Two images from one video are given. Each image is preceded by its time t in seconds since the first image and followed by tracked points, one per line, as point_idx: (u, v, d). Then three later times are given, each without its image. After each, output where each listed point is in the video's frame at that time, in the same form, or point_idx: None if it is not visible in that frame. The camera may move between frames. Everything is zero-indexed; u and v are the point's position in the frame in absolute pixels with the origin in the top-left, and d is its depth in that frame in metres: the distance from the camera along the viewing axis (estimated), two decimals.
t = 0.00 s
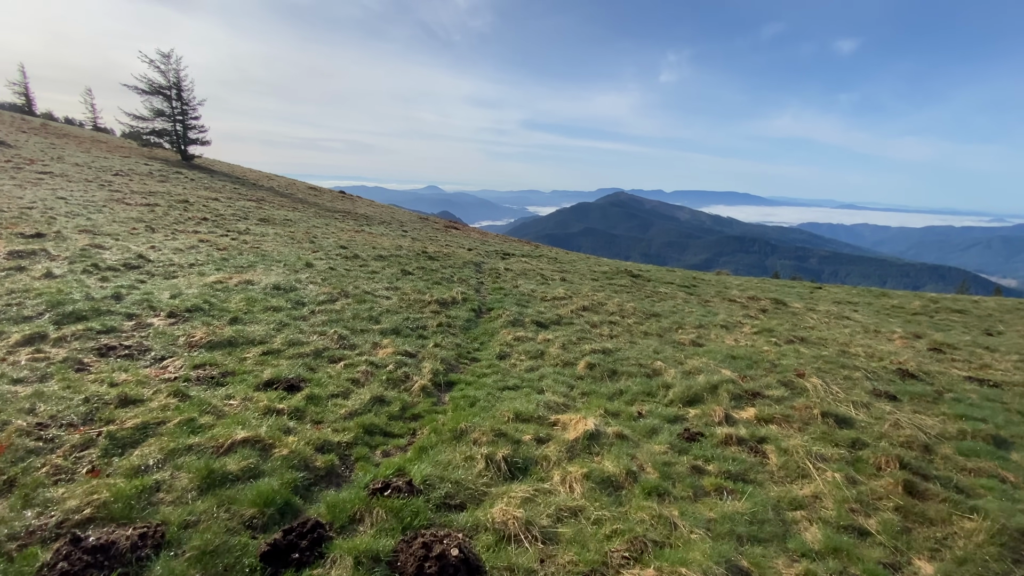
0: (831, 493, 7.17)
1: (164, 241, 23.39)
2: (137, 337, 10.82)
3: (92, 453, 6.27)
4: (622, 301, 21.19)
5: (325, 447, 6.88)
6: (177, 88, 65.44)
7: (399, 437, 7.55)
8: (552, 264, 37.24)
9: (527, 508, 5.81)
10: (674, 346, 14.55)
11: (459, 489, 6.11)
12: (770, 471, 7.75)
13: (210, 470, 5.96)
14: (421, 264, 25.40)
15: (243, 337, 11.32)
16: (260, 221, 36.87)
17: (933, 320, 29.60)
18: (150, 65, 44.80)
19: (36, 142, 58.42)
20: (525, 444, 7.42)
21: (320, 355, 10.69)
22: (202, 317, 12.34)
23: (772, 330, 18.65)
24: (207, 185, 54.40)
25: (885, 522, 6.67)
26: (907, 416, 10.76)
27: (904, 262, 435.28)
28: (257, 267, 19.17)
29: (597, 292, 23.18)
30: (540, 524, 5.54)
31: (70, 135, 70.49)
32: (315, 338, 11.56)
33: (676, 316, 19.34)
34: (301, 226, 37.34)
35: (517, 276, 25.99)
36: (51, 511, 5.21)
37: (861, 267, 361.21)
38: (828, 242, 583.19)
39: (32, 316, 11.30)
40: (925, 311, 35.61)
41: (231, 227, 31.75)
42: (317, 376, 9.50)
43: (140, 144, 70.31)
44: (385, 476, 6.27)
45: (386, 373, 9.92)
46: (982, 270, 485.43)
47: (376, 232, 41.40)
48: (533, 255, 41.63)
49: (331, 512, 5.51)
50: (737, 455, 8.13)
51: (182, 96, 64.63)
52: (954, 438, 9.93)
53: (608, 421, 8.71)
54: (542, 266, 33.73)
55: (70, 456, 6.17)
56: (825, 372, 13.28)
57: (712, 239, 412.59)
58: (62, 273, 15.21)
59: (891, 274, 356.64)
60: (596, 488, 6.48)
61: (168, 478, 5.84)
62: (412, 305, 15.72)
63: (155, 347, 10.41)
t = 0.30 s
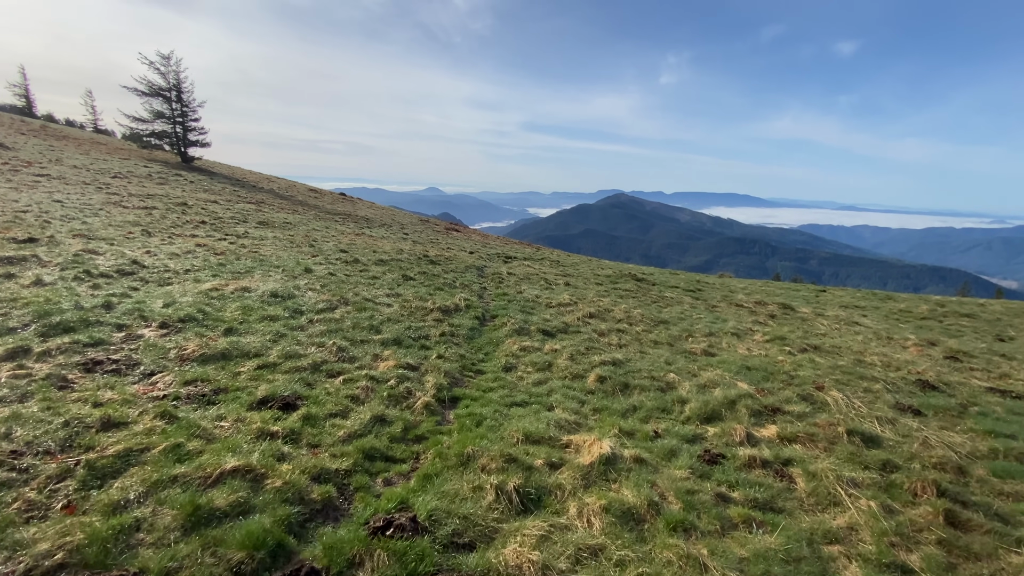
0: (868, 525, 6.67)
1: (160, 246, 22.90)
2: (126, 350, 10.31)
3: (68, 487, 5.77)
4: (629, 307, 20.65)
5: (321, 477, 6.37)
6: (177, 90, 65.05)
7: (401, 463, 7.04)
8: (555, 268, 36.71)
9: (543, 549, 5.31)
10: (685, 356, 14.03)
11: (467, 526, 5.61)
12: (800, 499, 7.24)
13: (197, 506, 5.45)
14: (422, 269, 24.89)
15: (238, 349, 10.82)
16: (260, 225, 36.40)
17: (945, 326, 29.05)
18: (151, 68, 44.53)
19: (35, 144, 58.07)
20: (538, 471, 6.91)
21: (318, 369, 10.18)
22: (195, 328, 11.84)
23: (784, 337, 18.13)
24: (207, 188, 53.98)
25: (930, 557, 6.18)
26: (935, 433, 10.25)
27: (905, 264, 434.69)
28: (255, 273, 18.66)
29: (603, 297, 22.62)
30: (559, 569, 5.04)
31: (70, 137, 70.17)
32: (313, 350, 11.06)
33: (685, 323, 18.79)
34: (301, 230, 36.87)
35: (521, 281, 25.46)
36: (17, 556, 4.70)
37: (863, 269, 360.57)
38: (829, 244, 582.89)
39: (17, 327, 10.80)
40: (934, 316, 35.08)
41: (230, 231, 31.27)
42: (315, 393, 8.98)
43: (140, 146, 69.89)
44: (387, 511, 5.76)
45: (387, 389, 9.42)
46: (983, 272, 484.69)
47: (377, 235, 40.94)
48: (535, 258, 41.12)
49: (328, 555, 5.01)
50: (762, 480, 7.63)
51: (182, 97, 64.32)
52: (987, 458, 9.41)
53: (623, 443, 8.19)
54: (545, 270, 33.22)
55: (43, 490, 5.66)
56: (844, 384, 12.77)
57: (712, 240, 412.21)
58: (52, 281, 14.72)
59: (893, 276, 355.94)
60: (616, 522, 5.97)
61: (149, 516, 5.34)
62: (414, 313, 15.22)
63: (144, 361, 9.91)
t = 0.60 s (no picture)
0: (909, 553, 6.12)
1: (155, 249, 22.39)
2: (110, 360, 9.77)
3: (30, 517, 5.22)
4: (635, 312, 20.08)
5: (312, 503, 5.83)
6: (177, 92, 64.66)
7: (400, 485, 6.49)
8: (557, 270, 36.14)
9: None
10: (696, 364, 13.48)
11: (472, 560, 5.07)
12: (831, 524, 6.70)
13: (172, 540, 4.91)
14: (423, 272, 24.35)
15: (228, 358, 10.28)
16: (258, 227, 35.91)
17: (955, 330, 28.48)
18: (150, 69, 44.23)
19: (32, 146, 57.63)
20: (548, 494, 6.36)
21: (312, 379, 9.62)
22: (184, 335, 11.29)
23: (796, 343, 17.58)
24: (205, 190, 53.52)
25: None
26: (964, 447, 9.71)
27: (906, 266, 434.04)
28: (250, 277, 18.12)
29: (607, 302, 22.04)
30: None
31: (69, 139, 69.80)
32: (308, 359, 10.52)
33: (693, 328, 18.22)
34: (300, 232, 36.39)
35: (523, 284, 24.91)
36: None
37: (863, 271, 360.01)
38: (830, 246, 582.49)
39: None
40: (941, 319, 34.55)
41: (227, 233, 30.75)
42: (308, 406, 8.43)
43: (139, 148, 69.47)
44: (383, 544, 5.22)
45: (386, 401, 8.88)
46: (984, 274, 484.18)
47: (377, 238, 40.45)
48: (537, 261, 40.57)
49: None
50: (789, 502, 7.09)
51: (181, 99, 63.95)
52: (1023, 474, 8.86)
53: (638, 462, 7.63)
54: (548, 273, 32.69)
55: (3, 521, 5.11)
56: (864, 394, 12.22)
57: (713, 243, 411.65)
58: (38, 285, 14.18)
59: (893, 278, 355.48)
60: (636, 554, 5.43)
61: (119, 551, 4.79)
62: (414, 319, 14.67)
63: (129, 371, 9.37)
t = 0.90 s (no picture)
0: None
1: (147, 253, 21.79)
2: (86, 372, 9.13)
3: None
4: (641, 317, 19.41)
5: (295, 541, 5.20)
6: (176, 95, 64.20)
7: (394, 517, 5.86)
8: (559, 274, 35.48)
9: None
10: (709, 373, 12.82)
11: None
12: (871, 558, 6.06)
13: None
14: (422, 276, 23.72)
15: (213, 370, 9.64)
16: (255, 230, 35.34)
17: (967, 335, 27.80)
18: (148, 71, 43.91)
19: (30, 149, 57.20)
20: (559, 527, 5.73)
21: (302, 394, 8.98)
22: (168, 345, 10.66)
23: (809, 350, 16.92)
24: (203, 193, 52.98)
25: None
26: (1002, 465, 9.06)
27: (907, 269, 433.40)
28: (243, 282, 17.50)
29: (612, 307, 21.37)
30: None
31: (68, 142, 69.44)
32: (298, 371, 9.88)
33: (702, 335, 17.56)
34: (297, 235, 35.79)
35: (524, 289, 24.25)
36: None
37: (864, 274, 359.40)
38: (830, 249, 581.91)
39: None
40: (950, 324, 33.87)
41: (223, 236, 30.15)
42: (296, 425, 7.78)
43: (137, 151, 69.02)
44: None
45: (380, 417, 8.24)
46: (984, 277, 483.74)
47: (376, 241, 39.85)
48: (538, 264, 39.93)
49: None
50: (822, 532, 6.46)
51: (180, 102, 63.56)
52: None
53: (656, 487, 6.98)
54: (550, 277, 32.04)
55: None
56: (887, 406, 11.56)
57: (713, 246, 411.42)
58: (20, 291, 13.58)
59: (894, 281, 354.63)
60: None
61: None
62: (412, 326, 14.02)
63: (106, 385, 8.74)
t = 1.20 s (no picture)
0: None
1: (138, 259, 21.15)
2: (56, 390, 8.47)
3: None
4: (648, 325, 18.71)
5: None
6: (174, 98, 63.71)
7: (387, 563, 5.20)
8: (561, 279, 34.79)
9: None
10: (722, 386, 12.15)
11: None
12: None
13: None
14: (421, 281, 23.05)
15: (194, 387, 8.97)
16: (251, 234, 34.69)
17: (980, 342, 27.16)
18: (147, 74, 43.53)
19: (26, 152, 56.64)
20: None
21: (289, 414, 8.32)
22: (148, 359, 9.98)
23: (823, 360, 16.25)
24: (200, 197, 52.39)
25: None
26: None
27: (907, 272, 432.95)
28: (234, 289, 16.83)
29: (617, 313, 20.67)
30: None
31: (65, 145, 68.96)
32: (286, 388, 9.20)
33: (712, 344, 16.86)
34: (294, 240, 35.13)
35: (526, 295, 23.56)
36: None
37: (865, 277, 358.40)
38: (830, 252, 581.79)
39: None
40: (959, 330, 33.20)
41: (218, 241, 29.52)
42: (281, 450, 7.13)
43: (135, 155, 68.52)
44: None
45: (373, 440, 7.56)
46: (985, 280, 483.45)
47: (374, 245, 39.21)
48: (539, 269, 39.25)
49: None
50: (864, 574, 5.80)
51: (179, 105, 63.12)
52: None
53: (677, 521, 6.32)
54: (551, 282, 31.38)
55: None
56: (913, 423, 10.90)
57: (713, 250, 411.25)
58: None
59: (895, 284, 354.18)
60: None
61: None
62: (409, 335, 13.35)
63: (76, 404, 8.08)
